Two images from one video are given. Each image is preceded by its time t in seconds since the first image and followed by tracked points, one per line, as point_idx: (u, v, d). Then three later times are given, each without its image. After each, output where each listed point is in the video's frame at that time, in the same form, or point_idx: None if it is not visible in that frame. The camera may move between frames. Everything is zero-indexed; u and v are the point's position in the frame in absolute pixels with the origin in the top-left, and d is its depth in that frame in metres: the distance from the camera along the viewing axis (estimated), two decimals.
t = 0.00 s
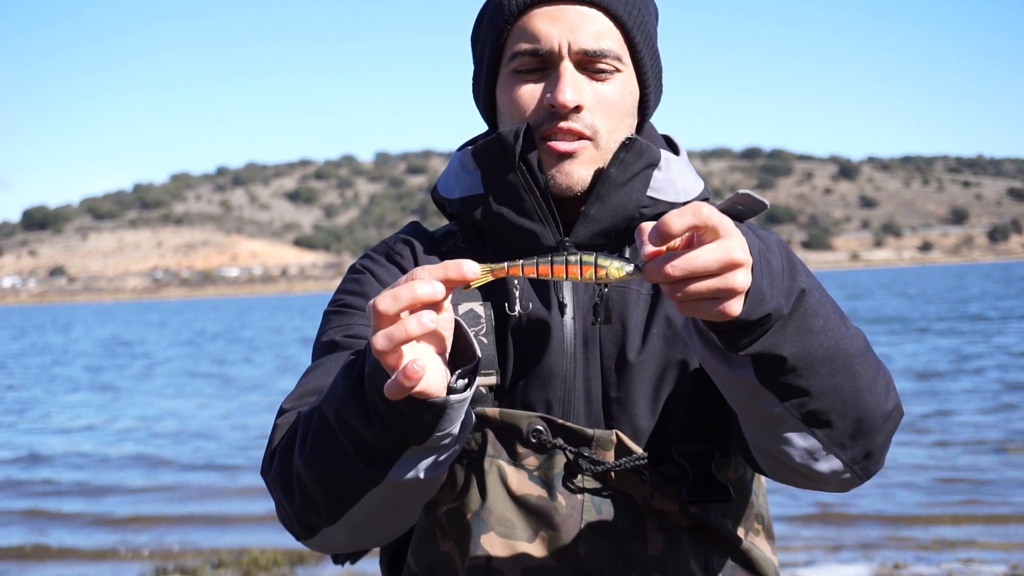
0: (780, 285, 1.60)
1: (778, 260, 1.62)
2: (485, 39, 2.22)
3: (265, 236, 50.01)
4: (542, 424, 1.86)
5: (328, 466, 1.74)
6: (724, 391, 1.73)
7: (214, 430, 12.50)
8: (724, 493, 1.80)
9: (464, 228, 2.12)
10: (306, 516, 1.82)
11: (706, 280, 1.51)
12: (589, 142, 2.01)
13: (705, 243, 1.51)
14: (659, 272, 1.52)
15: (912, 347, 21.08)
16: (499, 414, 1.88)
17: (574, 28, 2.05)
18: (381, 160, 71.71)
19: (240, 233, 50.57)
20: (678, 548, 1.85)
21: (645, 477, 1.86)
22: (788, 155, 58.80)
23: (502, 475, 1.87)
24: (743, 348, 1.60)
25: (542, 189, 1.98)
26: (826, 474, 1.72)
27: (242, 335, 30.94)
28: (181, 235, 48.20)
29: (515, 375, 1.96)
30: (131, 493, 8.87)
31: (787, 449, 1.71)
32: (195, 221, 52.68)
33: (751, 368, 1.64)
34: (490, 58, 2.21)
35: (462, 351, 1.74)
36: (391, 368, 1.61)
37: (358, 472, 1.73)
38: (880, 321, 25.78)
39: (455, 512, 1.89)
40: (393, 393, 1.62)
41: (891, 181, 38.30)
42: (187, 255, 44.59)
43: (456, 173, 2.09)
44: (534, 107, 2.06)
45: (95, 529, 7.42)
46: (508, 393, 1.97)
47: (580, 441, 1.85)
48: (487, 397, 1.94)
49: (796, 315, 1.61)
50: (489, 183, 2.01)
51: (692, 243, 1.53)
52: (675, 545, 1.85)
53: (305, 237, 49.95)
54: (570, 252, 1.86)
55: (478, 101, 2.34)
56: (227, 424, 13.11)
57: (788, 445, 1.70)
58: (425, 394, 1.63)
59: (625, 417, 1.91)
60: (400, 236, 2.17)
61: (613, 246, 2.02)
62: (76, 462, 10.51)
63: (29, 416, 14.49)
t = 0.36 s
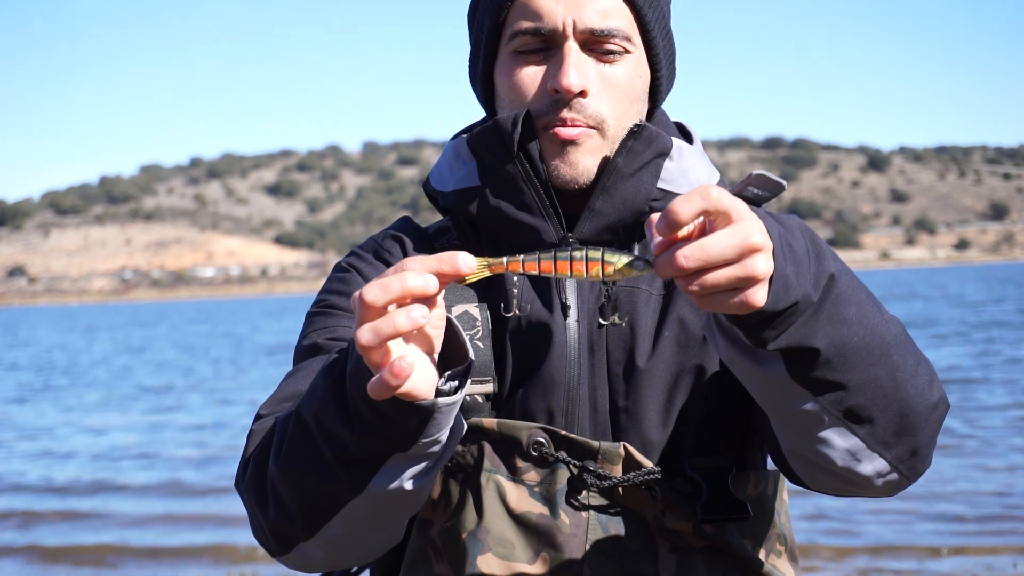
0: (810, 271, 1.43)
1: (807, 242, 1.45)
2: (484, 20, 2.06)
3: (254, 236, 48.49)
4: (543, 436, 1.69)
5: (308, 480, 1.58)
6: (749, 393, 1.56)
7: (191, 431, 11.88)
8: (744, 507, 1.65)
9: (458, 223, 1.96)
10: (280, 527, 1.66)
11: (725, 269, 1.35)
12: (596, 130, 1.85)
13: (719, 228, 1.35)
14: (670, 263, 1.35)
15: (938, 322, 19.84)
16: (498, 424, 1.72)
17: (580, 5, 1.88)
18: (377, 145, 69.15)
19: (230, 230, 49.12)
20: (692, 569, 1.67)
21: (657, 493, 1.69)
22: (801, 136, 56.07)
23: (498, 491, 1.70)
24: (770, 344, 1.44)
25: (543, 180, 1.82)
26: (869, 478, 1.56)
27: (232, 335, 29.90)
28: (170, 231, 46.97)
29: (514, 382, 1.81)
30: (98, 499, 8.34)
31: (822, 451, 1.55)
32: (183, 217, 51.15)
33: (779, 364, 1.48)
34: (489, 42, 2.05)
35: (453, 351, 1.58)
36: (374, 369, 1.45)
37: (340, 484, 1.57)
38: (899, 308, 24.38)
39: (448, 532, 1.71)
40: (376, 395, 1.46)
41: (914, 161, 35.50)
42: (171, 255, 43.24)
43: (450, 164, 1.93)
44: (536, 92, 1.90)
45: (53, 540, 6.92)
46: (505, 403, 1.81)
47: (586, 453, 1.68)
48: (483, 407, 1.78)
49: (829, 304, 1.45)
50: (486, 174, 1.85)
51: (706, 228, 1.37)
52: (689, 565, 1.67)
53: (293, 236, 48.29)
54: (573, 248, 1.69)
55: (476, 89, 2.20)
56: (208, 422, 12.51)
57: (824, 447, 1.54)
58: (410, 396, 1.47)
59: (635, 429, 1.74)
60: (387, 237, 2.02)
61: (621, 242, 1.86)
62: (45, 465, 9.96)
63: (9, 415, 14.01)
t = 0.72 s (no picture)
0: (809, 269, 1.43)
1: (806, 243, 1.46)
2: (483, 22, 2.06)
3: (253, 236, 48.34)
4: (542, 436, 1.69)
5: (307, 477, 1.58)
6: (748, 392, 1.56)
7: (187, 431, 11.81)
8: (744, 506, 1.65)
9: (458, 224, 1.96)
10: (277, 524, 1.66)
11: (724, 269, 1.35)
12: (595, 132, 1.86)
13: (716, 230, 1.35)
14: (670, 265, 1.36)
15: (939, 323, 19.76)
16: (497, 425, 1.72)
17: (578, 10, 1.88)
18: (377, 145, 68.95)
19: (229, 230, 48.97)
20: (691, 571, 1.67)
21: (656, 493, 1.69)
22: (803, 138, 56.00)
23: (498, 491, 1.70)
24: (773, 342, 1.43)
25: (542, 182, 1.82)
26: (869, 477, 1.56)
27: (233, 335, 29.85)
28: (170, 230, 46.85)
29: (513, 383, 1.81)
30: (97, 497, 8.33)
31: (822, 449, 1.55)
32: (182, 216, 50.96)
33: (778, 364, 1.48)
34: (488, 45, 2.06)
35: (451, 348, 1.58)
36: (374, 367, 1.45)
37: (338, 480, 1.57)
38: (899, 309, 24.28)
39: (448, 532, 1.71)
40: (378, 390, 1.46)
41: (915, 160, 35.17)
42: (171, 255, 43.10)
43: (449, 166, 1.93)
44: (535, 95, 1.90)
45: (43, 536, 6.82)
46: (505, 403, 1.81)
47: (585, 454, 1.68)
48: (482, 407, 1.78)
49: (830, 303, 1.45)
50: (485, 175, 1.86)
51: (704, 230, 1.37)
52: (689, 565, 1.67)
53: (293, 236, 48.10)
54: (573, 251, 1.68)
55: (476, 91, 2.21)
56: (206, 422, 12.46)
57: (824, 445, 1.54)
58: (409, 394, 1.47)
59: (635, 429, 1.74)
60: (387, 238, 2.02)
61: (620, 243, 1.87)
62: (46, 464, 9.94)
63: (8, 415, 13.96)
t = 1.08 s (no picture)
0: (803, 271, 1.43)
1: (801, 244, 1.46)
2: (481, 22, 2.06)
3: (252, 235, 48.30)
4: (540, 437, 1.69)
5: (306, 476, 1.58)
6: (745, 395, 1.56)
7: (186, 432, 11.79)
8: (742, 506, 1.65)
9: (457, 224, 1.96)
10: (276, 524, 1.66)
11: (720, 267, 1.35)
12: (593, 131, 1.85)
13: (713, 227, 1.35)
14: (667, 261, 1.35)
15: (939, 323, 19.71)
16: (496, 426, 1.72)
17: (577, 9, 1.88)
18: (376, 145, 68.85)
19: (229, 230, 48.93)
20: (690, 571, 1.66)
21: (654, 493, 1.69)
22: (803, 137, 55.91)
23: (498, 493, 1.70)
24: (768, 345, 1.43)
25: (540, 181, 1.82)
26: (864, 479, 1.56)
27: (233, 335, 29.83)
28: (169, 230, 46.80)
29: (512, 384, 1.81)
30: (101, 501, 8.35)
31: (817, 452, 1.55)
32: (181, 216, 50.92)
33: (774, 366, 1.48)
34: (486, 44, 2.06)
35: (450, 346, 1.59)
36: (372, 366, 1.46)
37: (336, 479, 1.57)
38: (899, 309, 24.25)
39: (447, 532, 1.71)
40: (377, 387, 1.46)
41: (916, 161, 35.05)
42: (170, 255, 43.09)
43: (447, 166, 1.93)
44: (533, 95, 1.90)
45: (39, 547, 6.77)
46: (504, 403, 1.81)
47: (583, 455, 1.69)
48: (482, 407, 1.78)
49: (825, 305, 1.45)
50: (483, 175, 1.86)
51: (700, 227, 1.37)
52: (688, 566, 1.67)
53: (293, 236, 48.10)
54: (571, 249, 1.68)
55: (474, 91, 2.21)
56: (207, 423, 12.46)
57: (820, 448, 1.54)
58: (407, 392, 1.47)
59: (633, 429, 1.74)
60: (387, 237, 2.01)
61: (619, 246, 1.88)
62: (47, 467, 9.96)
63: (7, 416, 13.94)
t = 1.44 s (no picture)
0: (804, 274, 1.43)
1: (802, 247, 1.45)
2: (484, 20, 2.07)
3: (253, 236, 48.34)
4: (543, 437, 1.69)
5: (307, 475, 1.59)
6: (747, 400, 1.56)
7: (188, 431, 11.80)
8: (744, 510, 1.65)
9: (459, 224, 1.97)
10: (277, 524, 1.66)
11: (721, 261, 1.36)
12: (596, 132, 1.85)
13: (712, 201, 1.37)
14: (666, 233, 1.37)
15: (940, 323, 19.69)
16: (499, 426, 1.72)
17: (580, 8, 1.88)
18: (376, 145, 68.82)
19: (229, 231, 48.96)
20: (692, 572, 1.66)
21: (656, 496, 1.69)
22: (803, 138, 55.86)
23: (500, 493, 1.70)
24: (769, 349, 1.43)
25: (542, 182, 1.83)
26: (865, 487, 1.56)
27: (233, 335, 29.87)
28: (169, 231, 46.83)
29: (513, 386, 1.81)
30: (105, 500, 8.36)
31: (818, 459, 1.55)
32: (182, 217, 50.94)
33: (776, 372, 1.47)
34: (490, 44, 2.06)
35: (453, 344, 1.60)
36: (376, 361, 1.46)
37: (337, 479, 1.57)
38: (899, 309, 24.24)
39: (448, 533, 1.71)
40: (380, 380, 1.47)
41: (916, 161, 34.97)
42: (171, 256, 43.15)
43: (450, 165, 1.95)
44: (537, 95, 1.90)
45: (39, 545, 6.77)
46: (506, 405, 1.81)
47: (587, 456, 1.69)
48: (483, 408, 1.78)
49: (827, 309, 1.44)
50: (487, 175, 1.87)
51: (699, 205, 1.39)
52: (690, 569, 1.66)
53: (293, 237, 48.14)
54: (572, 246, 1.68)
55: (478, 90, 2.21)
56: (208, 422, 12.48)
57: (822, 455, 1.54)
58: (411, 383, 1.47)
59: (635, 430, 1.74)
60: (389, 236, 2.02)
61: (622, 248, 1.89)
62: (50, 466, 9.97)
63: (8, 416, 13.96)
